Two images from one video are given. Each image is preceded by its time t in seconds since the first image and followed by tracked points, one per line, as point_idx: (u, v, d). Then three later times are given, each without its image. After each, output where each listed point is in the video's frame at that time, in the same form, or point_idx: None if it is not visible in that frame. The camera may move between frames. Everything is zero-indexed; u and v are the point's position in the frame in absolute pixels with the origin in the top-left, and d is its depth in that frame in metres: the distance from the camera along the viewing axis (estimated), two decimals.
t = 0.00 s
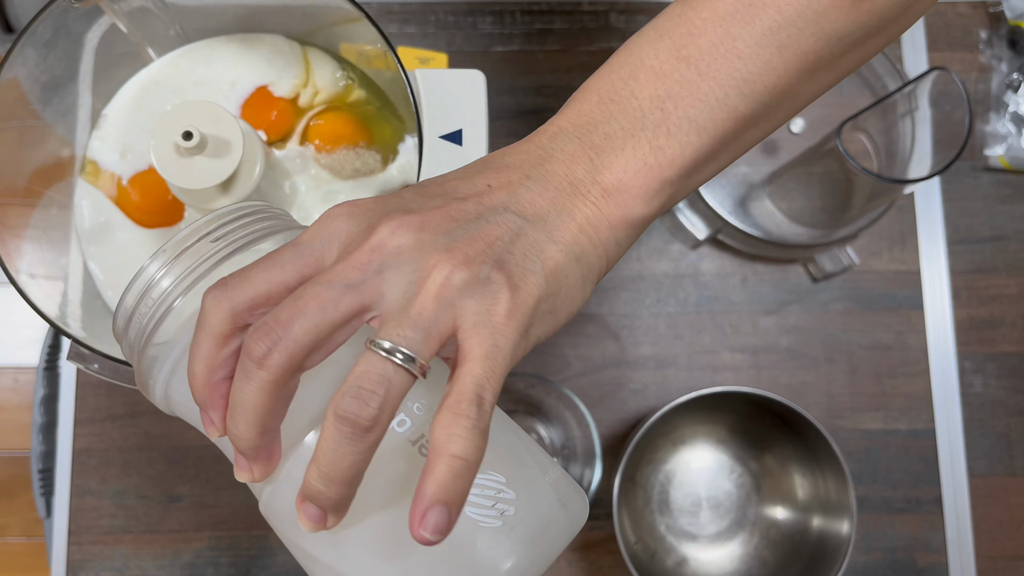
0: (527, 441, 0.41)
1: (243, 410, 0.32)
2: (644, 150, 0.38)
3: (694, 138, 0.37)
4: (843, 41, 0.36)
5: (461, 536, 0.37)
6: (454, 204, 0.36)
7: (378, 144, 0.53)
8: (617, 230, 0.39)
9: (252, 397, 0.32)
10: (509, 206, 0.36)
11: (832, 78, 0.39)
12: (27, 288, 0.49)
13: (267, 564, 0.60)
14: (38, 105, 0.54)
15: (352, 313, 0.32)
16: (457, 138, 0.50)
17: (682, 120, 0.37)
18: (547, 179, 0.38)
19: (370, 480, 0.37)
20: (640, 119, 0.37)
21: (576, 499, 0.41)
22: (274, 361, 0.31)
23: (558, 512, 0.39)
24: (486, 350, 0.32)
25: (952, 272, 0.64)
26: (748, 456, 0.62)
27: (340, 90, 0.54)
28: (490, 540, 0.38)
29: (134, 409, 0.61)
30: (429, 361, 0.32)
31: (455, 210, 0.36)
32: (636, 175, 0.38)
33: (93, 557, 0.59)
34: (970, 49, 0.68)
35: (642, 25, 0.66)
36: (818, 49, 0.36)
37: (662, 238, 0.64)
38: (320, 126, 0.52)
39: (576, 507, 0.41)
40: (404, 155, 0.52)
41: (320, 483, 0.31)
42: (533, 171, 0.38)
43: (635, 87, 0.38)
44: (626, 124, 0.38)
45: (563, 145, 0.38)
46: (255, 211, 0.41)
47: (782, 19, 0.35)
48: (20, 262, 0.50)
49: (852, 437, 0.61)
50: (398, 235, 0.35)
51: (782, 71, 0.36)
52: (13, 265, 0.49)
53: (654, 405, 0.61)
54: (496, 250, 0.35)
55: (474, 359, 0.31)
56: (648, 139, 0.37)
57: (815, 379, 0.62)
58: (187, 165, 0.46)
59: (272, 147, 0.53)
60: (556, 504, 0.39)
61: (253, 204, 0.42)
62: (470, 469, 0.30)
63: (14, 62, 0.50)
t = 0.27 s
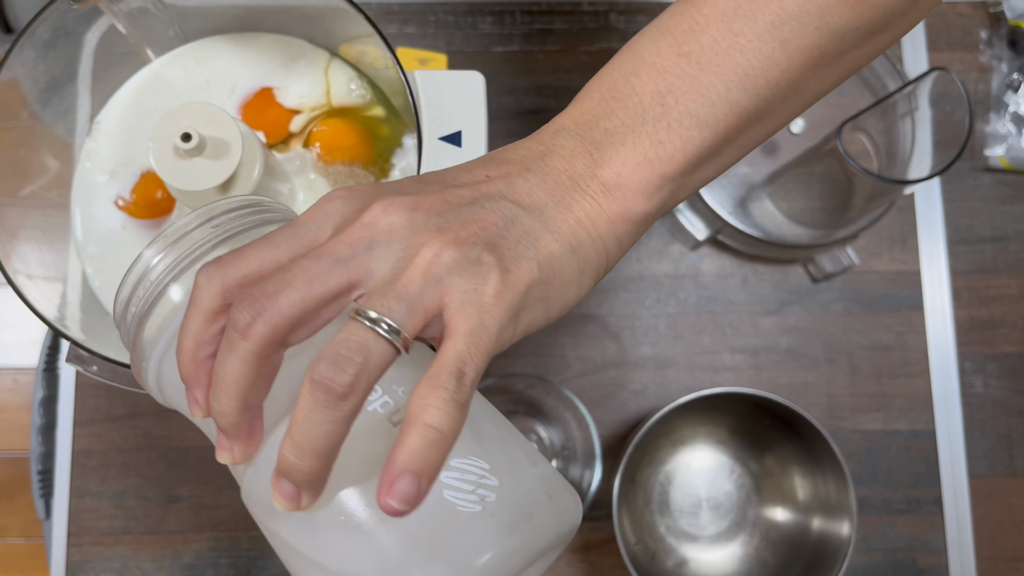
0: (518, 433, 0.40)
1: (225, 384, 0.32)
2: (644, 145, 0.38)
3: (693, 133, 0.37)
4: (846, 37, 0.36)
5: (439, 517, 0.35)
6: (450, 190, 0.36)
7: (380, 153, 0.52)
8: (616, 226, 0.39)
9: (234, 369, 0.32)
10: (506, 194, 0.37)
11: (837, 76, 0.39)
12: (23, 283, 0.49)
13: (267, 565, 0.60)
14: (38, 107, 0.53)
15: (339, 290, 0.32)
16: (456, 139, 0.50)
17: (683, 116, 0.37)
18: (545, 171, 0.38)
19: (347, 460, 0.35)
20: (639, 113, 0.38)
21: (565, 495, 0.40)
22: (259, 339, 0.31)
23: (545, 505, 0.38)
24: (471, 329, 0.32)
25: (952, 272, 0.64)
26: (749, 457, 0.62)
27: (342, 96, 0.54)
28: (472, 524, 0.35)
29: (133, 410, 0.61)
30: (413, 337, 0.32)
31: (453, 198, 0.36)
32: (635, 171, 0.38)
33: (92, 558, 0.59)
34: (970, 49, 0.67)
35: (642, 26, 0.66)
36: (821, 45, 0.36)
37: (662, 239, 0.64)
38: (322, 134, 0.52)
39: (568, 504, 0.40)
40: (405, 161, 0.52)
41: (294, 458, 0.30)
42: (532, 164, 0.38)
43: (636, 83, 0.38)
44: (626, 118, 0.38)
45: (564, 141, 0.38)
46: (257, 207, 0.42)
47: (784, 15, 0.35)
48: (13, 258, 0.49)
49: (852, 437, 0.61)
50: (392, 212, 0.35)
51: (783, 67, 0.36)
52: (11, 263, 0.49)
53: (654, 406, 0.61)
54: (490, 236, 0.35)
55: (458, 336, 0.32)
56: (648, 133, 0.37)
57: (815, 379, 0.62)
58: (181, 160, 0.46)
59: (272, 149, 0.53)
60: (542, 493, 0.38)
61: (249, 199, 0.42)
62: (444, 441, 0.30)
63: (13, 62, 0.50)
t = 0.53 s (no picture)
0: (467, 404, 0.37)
1: (174, 318, 0.32)
2: (624, 138, 0.39)
3: (673, 128, 0.38)
4: (834, 34, 0.35)
5: (358, 460, 0.32)
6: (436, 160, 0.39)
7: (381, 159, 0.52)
8: (595, 216, 0.41)
9: (185, 300, 0.31)
10: (484, 175, 0.39)
11: (831, 75, 0.39)
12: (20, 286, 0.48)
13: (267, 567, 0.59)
14: (37, 108, 0.53)
15: (299, 235, 0.33)
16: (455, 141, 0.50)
17: (665, 108, 0.38)
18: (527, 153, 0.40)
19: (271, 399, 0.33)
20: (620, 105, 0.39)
21: (503, 468, 0.36)
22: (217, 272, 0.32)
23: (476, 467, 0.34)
24: (418, 273, 0.33)
25: (953, 273, 0.64)
26: (749, 459, 0.62)
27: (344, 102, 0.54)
28: (393, 477, 0.31)
29: (133, 412, 0.61)
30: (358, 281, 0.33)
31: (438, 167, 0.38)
32: (613, 164, 0.39)
33: (92, 560, 0.59)
34: (971, 49, 0.67)
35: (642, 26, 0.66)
36: (807, 43, 0.36)
37: (662, 240, 0.64)
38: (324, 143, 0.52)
39: (506, 475, 0.36)
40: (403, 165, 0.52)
41: (218, 377, 0.30)
42: (517, 149, 0.40)
43: (620, 78, 0.39)
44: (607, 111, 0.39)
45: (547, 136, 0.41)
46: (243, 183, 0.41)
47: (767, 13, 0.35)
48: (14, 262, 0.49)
49: (853, 439, 0.61)
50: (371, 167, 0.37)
51: (766, 65, 0.36)
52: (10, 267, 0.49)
53: (654, 408, 0.61)
54: (468, 209, 0.36)
55: (406, 280, 0.33)
56: (628, 127, 0.39)
57: (816, 381, 0.62)
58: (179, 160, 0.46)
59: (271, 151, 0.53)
60: (479, 460, 0.34)
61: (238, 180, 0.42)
62: (361, 364, 0.30)
63: (13, 63, 0.49)
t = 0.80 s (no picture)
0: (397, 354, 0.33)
1: (126, 231, 0.31)
2: (603, 130, 0.40)
3: (650, 121, 0.39)
4: (815, 32, 0.36)
5: (246, 374, 0.29)
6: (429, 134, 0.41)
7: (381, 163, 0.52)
8: (570, 207, 0.41)
9: (142, 216, 0.31)
10: (467, 153, 0.40)
11: (815, 77, 0.39)
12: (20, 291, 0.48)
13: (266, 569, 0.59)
14: (37, 109, 0.53)
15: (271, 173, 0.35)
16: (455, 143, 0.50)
17: (642, 103, 0.39)
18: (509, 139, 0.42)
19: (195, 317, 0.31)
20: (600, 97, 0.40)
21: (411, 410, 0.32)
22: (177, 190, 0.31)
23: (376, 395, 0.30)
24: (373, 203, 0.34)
25: (954, 274, 0.64)
26: (749, 461, 0.62)
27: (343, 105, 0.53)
28: (277, 392, 0.28)
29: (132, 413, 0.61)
30: (314, 209, 0.33)
31: (422, 137, 0.40)
32: (590, 156, 0.41)
33: (91, 562, 0.59)
34: (971, 50, 0.67)
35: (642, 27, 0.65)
36: (784, 41, 0.36)
37: (662, 241, 0.64)
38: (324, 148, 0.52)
39: (416, 422, 0.32)
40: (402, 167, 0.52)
41: (147, 275, 0.29)
42: (501, 136, 0.42)
43: (602, 72, 0.41)
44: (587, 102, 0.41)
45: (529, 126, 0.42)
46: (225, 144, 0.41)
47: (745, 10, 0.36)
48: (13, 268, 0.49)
49: (853, 440, 0.61)
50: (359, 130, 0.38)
51: (743, 60, 0.37)
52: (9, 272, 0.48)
53: (654, 409, 0.61)
54: (445, 178, 0.37)
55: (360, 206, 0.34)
56: (607, 118, 0.40)
57: (815, 382, 0.62)
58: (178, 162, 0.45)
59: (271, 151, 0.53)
60: (388, 397, 0.31)
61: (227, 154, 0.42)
62: (299, 269, 0.29)
63: (12, 64, 0.50)
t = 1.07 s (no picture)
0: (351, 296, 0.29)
1: (90, 143, 0.30)
2: (592, 107, 0.40)
3: (639, 98, 0.39)
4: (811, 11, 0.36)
5: (156, 275, 0.24)
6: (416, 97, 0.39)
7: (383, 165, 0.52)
8: (554, 184, 0.40)
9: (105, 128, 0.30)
10: (451, 118, 0.38)
11: (809, 62, 0.39)
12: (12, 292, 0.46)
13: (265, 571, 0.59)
14: (35, 110, 0.52)
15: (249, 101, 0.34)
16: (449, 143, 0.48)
17: (633, 78, 0.38)
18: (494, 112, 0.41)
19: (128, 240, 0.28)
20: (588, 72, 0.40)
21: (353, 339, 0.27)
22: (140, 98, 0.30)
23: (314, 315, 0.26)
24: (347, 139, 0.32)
25: (954, 275, 0.64)
26: (749, 462, 0.62)
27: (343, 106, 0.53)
28: (190, 283, 0.24)
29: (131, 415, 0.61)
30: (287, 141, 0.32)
31: (408, 97, 0.38)
32: (577, 132, 0.40)
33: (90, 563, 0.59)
34: (971, 51, 0.67)
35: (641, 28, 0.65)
36: (777, 21, 0.36)
37: (661, 241, 0.64)
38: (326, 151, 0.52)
39: (360, 358, 0.28)
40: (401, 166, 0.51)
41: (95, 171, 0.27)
42: (486, 108, 0.41)
43: (592, 48, 0.40)
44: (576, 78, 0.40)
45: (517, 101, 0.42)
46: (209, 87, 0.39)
47: None
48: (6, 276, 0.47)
49: (853, 441, 0.61)
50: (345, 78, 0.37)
51: (736, 38, 0.37)
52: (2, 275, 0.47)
53: (653, 410, 0.61)
54: (426, 135, 0.35)
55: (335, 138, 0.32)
56: (594, 95, 0.39)
57: (815, 383, 0.62)
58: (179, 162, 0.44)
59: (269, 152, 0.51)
60: (324, 315, 0.26)
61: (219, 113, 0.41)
62: (264, 175, 0.25)
63: (11, 63, 0.50)
